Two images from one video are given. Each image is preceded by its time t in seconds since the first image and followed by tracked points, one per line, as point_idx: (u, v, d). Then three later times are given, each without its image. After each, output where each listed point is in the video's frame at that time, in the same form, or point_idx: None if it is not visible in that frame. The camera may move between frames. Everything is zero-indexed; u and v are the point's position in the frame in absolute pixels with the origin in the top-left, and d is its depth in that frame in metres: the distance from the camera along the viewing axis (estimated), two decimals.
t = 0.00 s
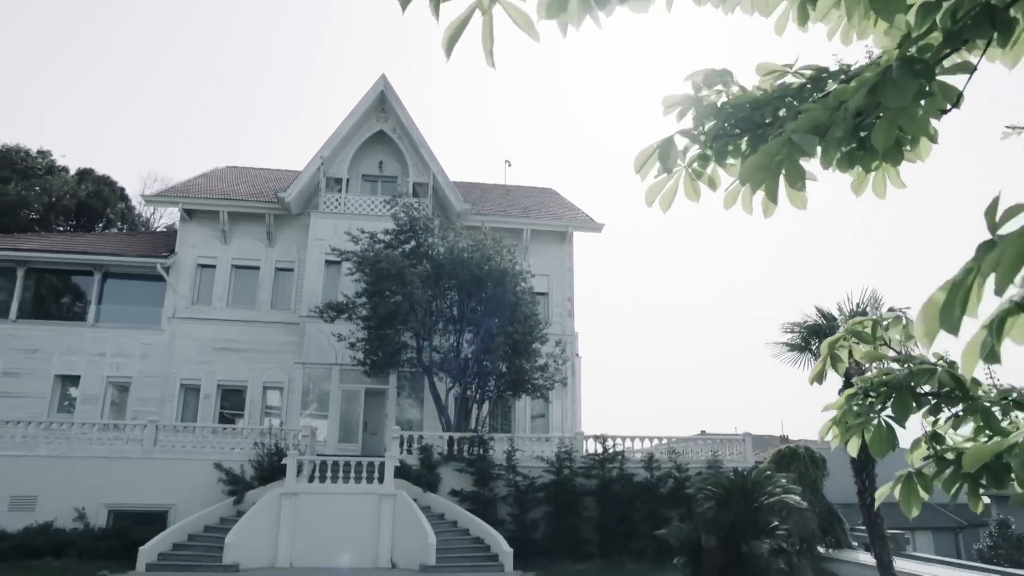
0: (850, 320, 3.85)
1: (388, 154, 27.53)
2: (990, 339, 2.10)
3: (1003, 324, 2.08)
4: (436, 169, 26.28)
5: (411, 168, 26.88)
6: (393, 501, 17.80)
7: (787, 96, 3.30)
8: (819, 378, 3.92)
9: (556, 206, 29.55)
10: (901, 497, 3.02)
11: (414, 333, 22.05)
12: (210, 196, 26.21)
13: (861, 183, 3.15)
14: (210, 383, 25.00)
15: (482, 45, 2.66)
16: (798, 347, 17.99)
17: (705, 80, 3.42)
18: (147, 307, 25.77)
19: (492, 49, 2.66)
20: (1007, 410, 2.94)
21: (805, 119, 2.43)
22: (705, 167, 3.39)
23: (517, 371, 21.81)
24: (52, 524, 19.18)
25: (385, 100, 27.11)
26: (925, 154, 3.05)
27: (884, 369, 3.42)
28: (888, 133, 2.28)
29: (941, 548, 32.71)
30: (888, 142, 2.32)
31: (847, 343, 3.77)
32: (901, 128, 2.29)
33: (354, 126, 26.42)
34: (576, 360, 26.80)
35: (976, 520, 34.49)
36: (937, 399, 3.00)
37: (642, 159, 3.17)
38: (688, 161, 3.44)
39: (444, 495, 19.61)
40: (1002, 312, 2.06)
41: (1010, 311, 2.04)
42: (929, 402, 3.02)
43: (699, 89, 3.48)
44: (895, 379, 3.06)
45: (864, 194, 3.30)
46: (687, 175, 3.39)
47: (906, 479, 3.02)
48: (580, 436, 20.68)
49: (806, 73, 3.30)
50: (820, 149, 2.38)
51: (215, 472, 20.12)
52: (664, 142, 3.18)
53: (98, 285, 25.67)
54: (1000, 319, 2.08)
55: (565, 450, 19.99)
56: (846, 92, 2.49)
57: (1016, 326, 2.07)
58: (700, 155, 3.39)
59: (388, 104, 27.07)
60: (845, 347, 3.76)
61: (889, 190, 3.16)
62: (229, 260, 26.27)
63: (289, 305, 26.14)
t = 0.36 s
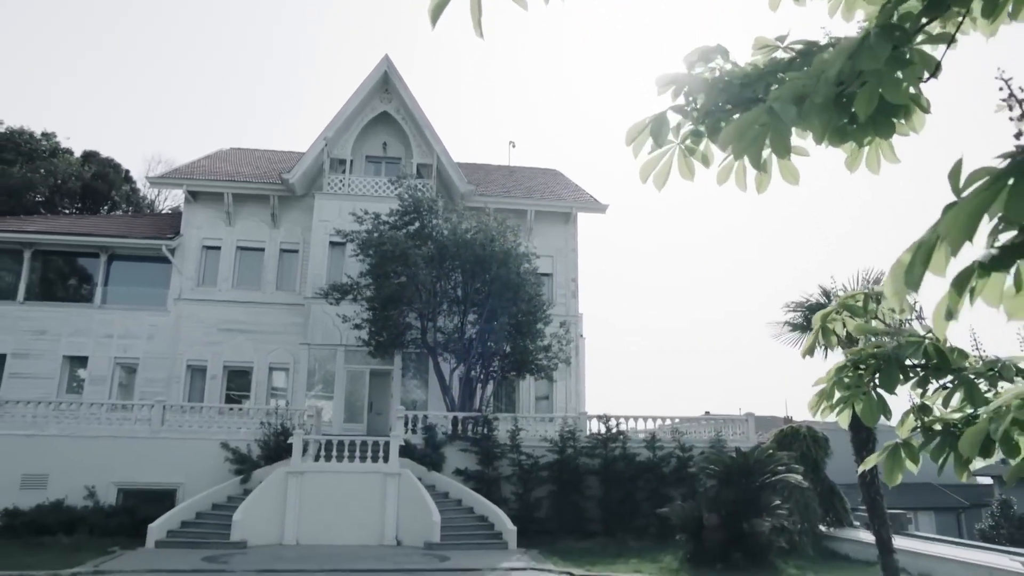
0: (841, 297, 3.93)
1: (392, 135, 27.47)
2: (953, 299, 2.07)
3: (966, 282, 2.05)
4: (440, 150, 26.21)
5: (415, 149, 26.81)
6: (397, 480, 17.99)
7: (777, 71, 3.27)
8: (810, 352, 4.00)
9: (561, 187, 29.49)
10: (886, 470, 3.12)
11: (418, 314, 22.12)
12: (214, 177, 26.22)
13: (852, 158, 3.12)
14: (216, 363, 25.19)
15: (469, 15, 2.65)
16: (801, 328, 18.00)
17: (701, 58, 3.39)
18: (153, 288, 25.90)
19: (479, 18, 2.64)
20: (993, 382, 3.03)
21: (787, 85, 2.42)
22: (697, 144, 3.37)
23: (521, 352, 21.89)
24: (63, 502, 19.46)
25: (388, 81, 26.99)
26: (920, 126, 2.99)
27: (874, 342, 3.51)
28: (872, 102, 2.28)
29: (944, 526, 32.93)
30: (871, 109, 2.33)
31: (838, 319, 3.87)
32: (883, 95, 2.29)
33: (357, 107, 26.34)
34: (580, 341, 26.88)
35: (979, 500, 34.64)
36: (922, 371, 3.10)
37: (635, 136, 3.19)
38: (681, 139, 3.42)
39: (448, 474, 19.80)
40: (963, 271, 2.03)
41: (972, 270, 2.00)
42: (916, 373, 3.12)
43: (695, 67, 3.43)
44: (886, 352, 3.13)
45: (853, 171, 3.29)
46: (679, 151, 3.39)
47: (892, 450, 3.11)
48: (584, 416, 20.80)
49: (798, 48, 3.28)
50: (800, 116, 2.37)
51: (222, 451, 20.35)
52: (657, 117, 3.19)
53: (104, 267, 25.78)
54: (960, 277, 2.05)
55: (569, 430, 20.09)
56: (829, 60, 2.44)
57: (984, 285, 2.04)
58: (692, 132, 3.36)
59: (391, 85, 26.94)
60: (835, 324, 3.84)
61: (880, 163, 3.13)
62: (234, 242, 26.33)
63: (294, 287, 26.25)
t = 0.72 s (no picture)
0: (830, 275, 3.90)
1: (395, 116, 27.38)
2: (915, 247, 2.02)
3: (929, 232, 2.00)
4: (443, 130, 26.11)
5: (419, 130, 26.72)
6: (401, 459, 18.14)
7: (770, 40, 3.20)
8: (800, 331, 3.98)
9: (564, 167, 29.39)
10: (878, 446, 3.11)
11: (423, 295, 22.20)
12: (218, 158, 26.22)
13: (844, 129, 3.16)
14: (222, 344, 25.36)
15: None
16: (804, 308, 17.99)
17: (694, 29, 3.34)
18: (159, 270, 26.01)
19: None
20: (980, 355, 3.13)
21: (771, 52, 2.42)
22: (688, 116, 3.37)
23: (525, 332, 21.98)
24: (74, 480, 19.72)
25: (391, 61, 26.85)
26: (913, 96, 2.94)
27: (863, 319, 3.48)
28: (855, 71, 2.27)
29: (945, 504, 33.14)
30: (855, 78, 2.30)
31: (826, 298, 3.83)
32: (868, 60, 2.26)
33: (360, 88, 26.24)
34: (584, 321, 26.96)
35: (982, 478, 34.81)
36: (911, 346, 3.06)
37: (627, 110, 3.21)
38: (672, 111, 3.43)
39: (453, 452, 19.96)
40: (926, 219, 1.98)
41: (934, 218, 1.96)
42: (904, 349, 3.07)
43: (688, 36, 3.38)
44: (873, 328, 3.09)
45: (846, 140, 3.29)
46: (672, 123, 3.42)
47: (883, 426, 3.08)
48: (587, 396, 20.92)
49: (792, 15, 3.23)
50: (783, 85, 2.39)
51: (229, 430, 20.56)
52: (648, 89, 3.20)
53: (110, 248, 25.88)
54: (922, 227, 2.00)
55: (572, 409, 20.19)
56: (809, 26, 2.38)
57: (949, 237, 1.99)
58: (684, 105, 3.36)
59: (394, 65, 26.81)
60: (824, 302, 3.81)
61: (870, 132, 3.12)
62: (239, 223, 26.38)
63: (299, 268, 26.32)
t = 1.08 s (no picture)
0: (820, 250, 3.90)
1: (397, 97, 27.28)
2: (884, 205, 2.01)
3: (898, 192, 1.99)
4: (446, 111, 26.01)
5: (421, 111, 26.62)
6: (405, 438, 18.27)
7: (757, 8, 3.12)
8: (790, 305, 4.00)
9: (567, 148, 29.29)
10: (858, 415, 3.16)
11: (425, 276, 22.26)
12: (221, 140, 26.18)
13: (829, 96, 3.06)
14: (227, 325, 25.48)
15: None
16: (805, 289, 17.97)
17: None
18: (163, 251, 26.08)
19: None
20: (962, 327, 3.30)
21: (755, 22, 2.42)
22: (677, 84, 3.37)
23: (528, 313, 22.03)
24: (81, 459, 19.92)
25: (393, 41, 26.71)
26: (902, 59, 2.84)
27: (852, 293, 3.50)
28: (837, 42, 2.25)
29: (946, 485, 33.31)
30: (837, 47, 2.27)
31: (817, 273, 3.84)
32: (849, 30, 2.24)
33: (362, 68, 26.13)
34: (587, 302, 27.01)
35: (983, 460, 34.94)
36: (898, 321, 3.08)
37: (616, 78, 3.23)
38: (662, 79, 3.42)
39: (456, 432, 20.10)
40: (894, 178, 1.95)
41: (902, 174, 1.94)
42: (892, 322, 3.09)
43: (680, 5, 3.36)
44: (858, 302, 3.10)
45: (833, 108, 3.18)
46: (662, 92, 3.43)
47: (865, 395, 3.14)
48: (590, 376, 21.02)
49: None
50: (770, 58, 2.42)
51: (234, 410, 20.73)
52: (638, 59, 3.22)
53: (113, 230, 25.94)
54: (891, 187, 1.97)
55: (574, 389, 20.29)
56: None
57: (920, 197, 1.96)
58: (674, 73, 3.36)
59: (396, 45, 26.68)
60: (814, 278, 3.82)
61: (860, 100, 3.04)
62: (242, 204, 26.42)
63: (302, 249, 26.36)
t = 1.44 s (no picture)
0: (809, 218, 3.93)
1: (398, 77, 27.15)
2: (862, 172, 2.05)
3: (874, 157, 2.02)
4: (447, 91, 25.90)
5: (422, 91, 26.50)
6: (407, 419, 18.42)
7: None
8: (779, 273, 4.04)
9: (569, 128, 29.17)
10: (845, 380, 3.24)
11: (427, 256, 22.31)
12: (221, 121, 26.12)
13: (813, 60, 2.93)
14: (229, 306, 25.58)
15: None
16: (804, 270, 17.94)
17: None
18: (165, 233, 26.13)
19: None
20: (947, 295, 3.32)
21: None
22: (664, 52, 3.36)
23: (529, 293, 22.08)
24: (87, 439, 20.11)
25: (394, 21, 26.55)
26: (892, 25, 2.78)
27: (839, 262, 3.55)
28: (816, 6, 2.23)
29: (946, 465, 33.49)
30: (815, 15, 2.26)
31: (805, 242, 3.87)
32: None
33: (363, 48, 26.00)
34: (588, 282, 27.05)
35: (984, 440, 35.09)
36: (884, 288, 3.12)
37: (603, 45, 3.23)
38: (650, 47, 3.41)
39: (458, 412, 20.24)
40: (870, 144, 1.99)
41: (878, 139, 1.97)
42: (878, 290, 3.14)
43: None
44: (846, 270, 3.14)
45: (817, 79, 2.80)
46: (649, 60, 3.42)
47: (852, 361, 3.20)
48: (591, 356, 21.11)
49: None
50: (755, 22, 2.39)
51: (236, 391, 20.88)
52: (625, 28, 3.20)
53: (115, 212, 25.96)
54: (868, 154, 2.02)
55: (575, 369, 20.38)
56: None
57: (895, 164, 2.01)
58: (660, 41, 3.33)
59: (397, 25, 26.52)
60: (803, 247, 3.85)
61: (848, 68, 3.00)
62: (243, 185, 26.41)
63: (304, 230, 26.38)
